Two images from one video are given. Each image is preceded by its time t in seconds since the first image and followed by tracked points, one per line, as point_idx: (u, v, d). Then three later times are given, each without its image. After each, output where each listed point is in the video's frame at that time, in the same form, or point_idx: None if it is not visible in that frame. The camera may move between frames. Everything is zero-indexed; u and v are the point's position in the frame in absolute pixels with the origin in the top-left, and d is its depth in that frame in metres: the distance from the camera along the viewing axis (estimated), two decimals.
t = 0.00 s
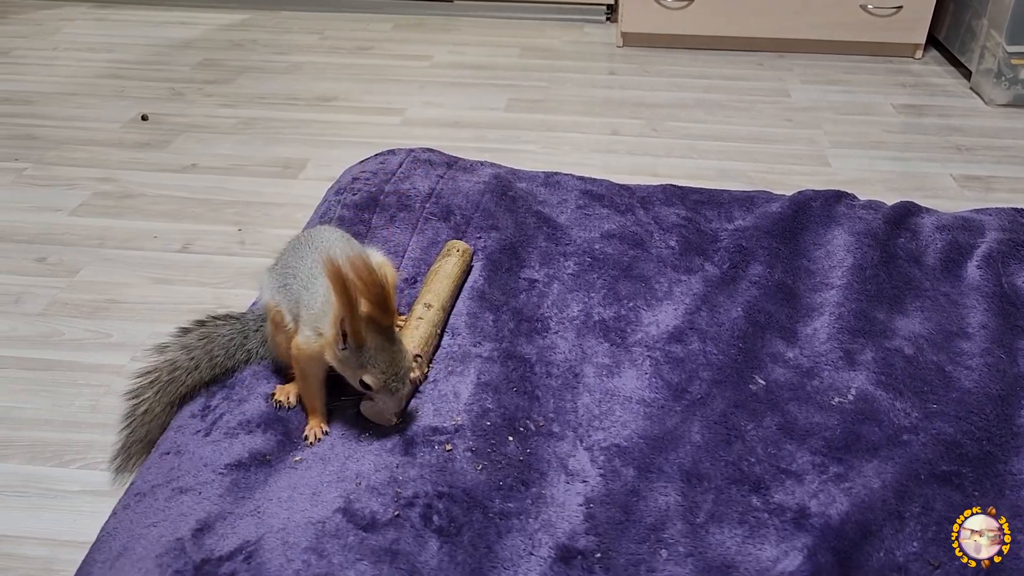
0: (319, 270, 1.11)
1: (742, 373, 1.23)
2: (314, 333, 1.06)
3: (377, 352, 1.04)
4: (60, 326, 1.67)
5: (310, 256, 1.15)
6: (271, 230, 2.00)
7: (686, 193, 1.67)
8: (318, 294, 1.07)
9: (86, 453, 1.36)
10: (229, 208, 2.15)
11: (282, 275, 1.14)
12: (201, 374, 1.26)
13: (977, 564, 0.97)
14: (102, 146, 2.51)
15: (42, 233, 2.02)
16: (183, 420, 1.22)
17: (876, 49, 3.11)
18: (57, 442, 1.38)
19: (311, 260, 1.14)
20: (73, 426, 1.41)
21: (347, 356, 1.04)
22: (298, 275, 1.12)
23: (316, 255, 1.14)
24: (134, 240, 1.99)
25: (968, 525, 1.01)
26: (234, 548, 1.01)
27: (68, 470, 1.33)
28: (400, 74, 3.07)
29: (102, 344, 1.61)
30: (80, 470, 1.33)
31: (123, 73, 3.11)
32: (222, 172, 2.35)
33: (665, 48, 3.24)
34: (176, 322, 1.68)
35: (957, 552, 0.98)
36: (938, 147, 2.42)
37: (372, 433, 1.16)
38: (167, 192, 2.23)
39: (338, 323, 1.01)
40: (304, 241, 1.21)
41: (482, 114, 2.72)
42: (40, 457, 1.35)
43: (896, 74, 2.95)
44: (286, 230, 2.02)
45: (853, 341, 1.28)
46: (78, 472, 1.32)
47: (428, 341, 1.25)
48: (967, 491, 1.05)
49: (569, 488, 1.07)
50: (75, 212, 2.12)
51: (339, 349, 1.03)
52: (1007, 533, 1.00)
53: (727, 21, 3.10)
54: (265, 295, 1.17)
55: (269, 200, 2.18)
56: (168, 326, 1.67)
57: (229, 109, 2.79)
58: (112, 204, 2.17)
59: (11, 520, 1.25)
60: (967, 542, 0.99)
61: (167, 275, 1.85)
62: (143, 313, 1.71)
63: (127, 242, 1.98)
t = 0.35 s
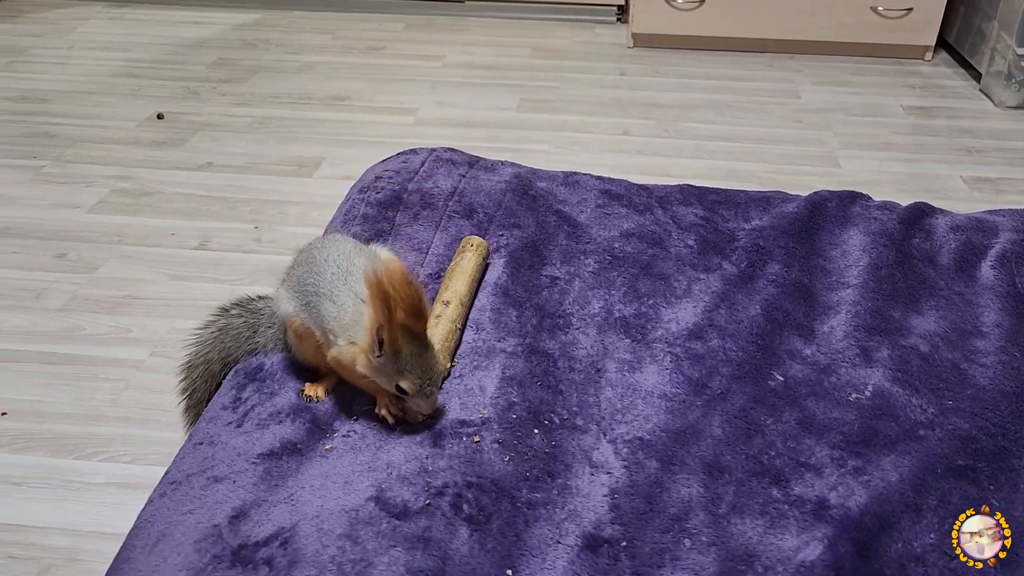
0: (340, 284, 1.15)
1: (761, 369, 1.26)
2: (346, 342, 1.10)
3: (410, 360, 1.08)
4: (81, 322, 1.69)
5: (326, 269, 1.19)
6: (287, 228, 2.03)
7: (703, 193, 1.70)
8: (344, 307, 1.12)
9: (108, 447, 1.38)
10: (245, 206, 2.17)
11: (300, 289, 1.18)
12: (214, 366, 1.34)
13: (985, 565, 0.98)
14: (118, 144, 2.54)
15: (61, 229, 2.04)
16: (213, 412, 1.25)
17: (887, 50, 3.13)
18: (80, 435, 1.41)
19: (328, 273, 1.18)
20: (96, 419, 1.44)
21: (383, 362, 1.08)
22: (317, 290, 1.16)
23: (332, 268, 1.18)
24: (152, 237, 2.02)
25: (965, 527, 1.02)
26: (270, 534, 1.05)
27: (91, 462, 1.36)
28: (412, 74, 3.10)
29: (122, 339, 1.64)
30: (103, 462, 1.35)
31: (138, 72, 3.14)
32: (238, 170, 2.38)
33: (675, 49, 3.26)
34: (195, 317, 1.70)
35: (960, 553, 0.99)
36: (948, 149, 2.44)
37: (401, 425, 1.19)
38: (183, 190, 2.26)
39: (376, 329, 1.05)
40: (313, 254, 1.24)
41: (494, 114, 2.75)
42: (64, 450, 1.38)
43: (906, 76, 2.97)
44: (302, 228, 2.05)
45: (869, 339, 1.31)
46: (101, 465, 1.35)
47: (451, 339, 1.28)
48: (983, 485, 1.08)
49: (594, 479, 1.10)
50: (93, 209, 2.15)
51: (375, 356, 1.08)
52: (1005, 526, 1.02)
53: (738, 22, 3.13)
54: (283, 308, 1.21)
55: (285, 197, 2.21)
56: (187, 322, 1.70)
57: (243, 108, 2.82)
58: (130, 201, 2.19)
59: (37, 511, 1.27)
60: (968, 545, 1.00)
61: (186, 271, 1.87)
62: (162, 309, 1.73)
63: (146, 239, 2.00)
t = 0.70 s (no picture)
0: (349, 296, 1.15)
1: (772, 366, 1.28)
2: (349, 360, 1.11)
3: (418, 374, 1.09)
4: (94, 317, 1.70)
5: (339, 278, 1.19)
6: (297, 226, 2.04)
7: (714, 192, 1.72)
8: (347, 322, 1.12)
9: (122, 441, 1.39)
10: (255, 204, 2.18)
11: (315, 297, 1.20)
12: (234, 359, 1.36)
13: (993, 563, 0.99)
14: (129, 142, 2.55)
15: (73, 226, 2.05)
16: (230, 405, 1.27)
17: (893, 52, 3.15)
18: (94, 430, 1.42)
19: (341, 283, 1.18)
20: (110, 414, 1.45)
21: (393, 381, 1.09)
22: (328, 299, 1.16)
23: (345, 278, 1.18)
24: (164, 234, 2.02)
25: (963, 529, 1.03)
26: (291, 525, 1.06)
27: (105, 457, 1.36)
28: (420, 74, 3.12)
29: (134, 335, 1.64)
30: (117, 457, 1.36)
31: (147, 70, 3.15)
32: (248, 168, 2.39)
33: (682, 49, 3.28)
34: (206, 313, 1.71)
35: (961, 555, 1.00)
36: (955, 150, 2.46)
37: (419, 420, 1.21)
38: (194, 187, 2.27)
39: (380, 352, 1.06)
40: (332, 258, 1.25)
41: (503, 114, 2.76)
42: (78, 444, 1.39)
43: (913, 78, 2.98)
44: (313, 226, 2.06)
45: (878, 337, 1.33)
46: (115, 459, 1.36)
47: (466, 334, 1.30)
48: (991, 480, 1.10)
49: (609, 473, 1.12)
50: (105, 206, 2.15)
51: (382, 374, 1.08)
52: (1005, 523, 1.04)
53: (745, 24, 3.14)
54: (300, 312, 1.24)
55: (296, 195, 2.22)
56: (198, 317, 1.70)
57: (252, 107, 2.83)
58: (141, 198, 2.20)
59: (52, 505, 1.28)
60: (972, 547, 1.01)
61: (197, 269, 1.88)
62: (174, 306, 1.74)
63: (157, 236, 2.01)
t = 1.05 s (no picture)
0: (340, 322, 1.10)
1: (777, 363, 1.30)
2: (367, 391, 1.08)
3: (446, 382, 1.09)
4: (100, 315, 1.71)
5: (326, 303, 1.15)
6: (303, 224, 2.05)
7: (719, 191, 1.74)
8: (344, 351, 1.08)
9: (129, 437, 1.40)
10: (260, 202, 2.19)
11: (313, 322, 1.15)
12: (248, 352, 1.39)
13: (999, 560, 1.01)
14: (134, 140, 2.56)
15: (79, 223, 2.06)
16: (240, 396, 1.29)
17: (896, 53, 3.16)
18: (100, 426, 1.43)
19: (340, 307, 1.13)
20: (117, 410, 1.46)
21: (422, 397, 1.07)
22: (325, 325, 1.12)
23: (332, 302, 1.14)
24: (170, 232, 2.03)
25: (961, 529, 1.04)
26: (302, 517, 1.08)
27: (111, 452, 1.37)
28: (424, 73, 3.13)
29: (140, 332, 1.65)
30: (124, 452, 1.37)
31: (152, 69, 3.16)
32: (253, 166, 2.40)
33: (686, 49, 3.29)
34: (212, 310, 1.72)
35: (961, 555, 1.01)
36: (958, 151, 2.47)
37: (427, 414, 1.22)
38: (199, 185, 2.28)
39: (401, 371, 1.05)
40: (321, 282, 1.20)
41: (506, 114, 2.77)
42: (84, 439, 1.40)
43: (916, 79, 2.99)
44: (318, 225, 2.07)
45: (883, 335, 1.34)
46: (121, 455, 1.37)
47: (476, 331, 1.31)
48: (994, 476, 1.11)
49: (616, 467, 1.13)
50: (111, 204, 2.16)
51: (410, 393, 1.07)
52: (1004, 520, 1.05)
53: (749, 24, 3.15)
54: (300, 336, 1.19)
55: (301, 194, 2.23)
56: (204, 314, 1.71)
57: (257, 105, 2.84)
58: (147, 196, 2.21)
59: (59, 499, 1.29)
60: (973, 549, 1.02)
61: (202, 266, 1.89)
62: (180, 303, 1.75)
63: (163, 234, 2.02)
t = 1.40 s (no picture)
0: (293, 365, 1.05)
1: (779, 361, 1.30)
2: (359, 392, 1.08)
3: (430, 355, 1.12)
4: (102, 312, 1.71)
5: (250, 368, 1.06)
6: (305, 222, 2.05)
7: (721, 190, 1.74)
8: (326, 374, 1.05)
9: (130, 433, 1.41)
10: (263, 200, 2.19)
11: (267, 354, 1.06)
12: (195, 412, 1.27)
13: (1005, 556, 1.01)
14: (136, 137, 2.56)
15: (81, 220, 2.07)
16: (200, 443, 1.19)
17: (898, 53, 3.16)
18: (102, 422, 1.43)
19: (295, 327, 1.10)
20: (119, 407, 1.46)
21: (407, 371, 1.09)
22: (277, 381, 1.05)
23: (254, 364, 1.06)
24: (172, 229, 2.04)
25: (962, 529, 1.04)
26: (306, 513, 1.08)
27: (113, 448, 1.38)
28: (426, 72, 3.14)
29: (141, 329, 1.66)
30: (126, 448, 1.38)
31: (155, 66, 3.17)
32: (255, 164, 2.40)
33: (688, 49, 3.29)
34: (214, 307, 1.73)
35: (962, 554, 1.01)
36: (959, 152, 2.47)
37: (429, 411, 1.22)
38: (201, 183, 2.28)
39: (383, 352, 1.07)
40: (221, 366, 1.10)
41: (508, 113, 2.78)
42: (86, 436, 1.40)
43: (918, 80, 3.00)
44: (321, 222, 2.08)
45: (884, 334, 1.34)
46: (122, 451, 1.37)
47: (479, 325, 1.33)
48: (995, 474, 1.12)
49: (618, 464, 1.14)
50: (113, 201, 2.16)
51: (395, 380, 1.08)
52: (1004, 519, 1.06)
53: (751, 24, 3.16)
54: (245, 388, 1.05)
55: (303, 192, 2.24)
56: (205, 311, 1.72)
57: (259, 103, 2.85)
58: (149, 194, 2.21)
59: (61, 495, 1.30)
60: (976, 548, 1.02)
61: (204, 263, 1.89)
62: (182, 300, 1.75)
63: (165, 231, 2.02)
